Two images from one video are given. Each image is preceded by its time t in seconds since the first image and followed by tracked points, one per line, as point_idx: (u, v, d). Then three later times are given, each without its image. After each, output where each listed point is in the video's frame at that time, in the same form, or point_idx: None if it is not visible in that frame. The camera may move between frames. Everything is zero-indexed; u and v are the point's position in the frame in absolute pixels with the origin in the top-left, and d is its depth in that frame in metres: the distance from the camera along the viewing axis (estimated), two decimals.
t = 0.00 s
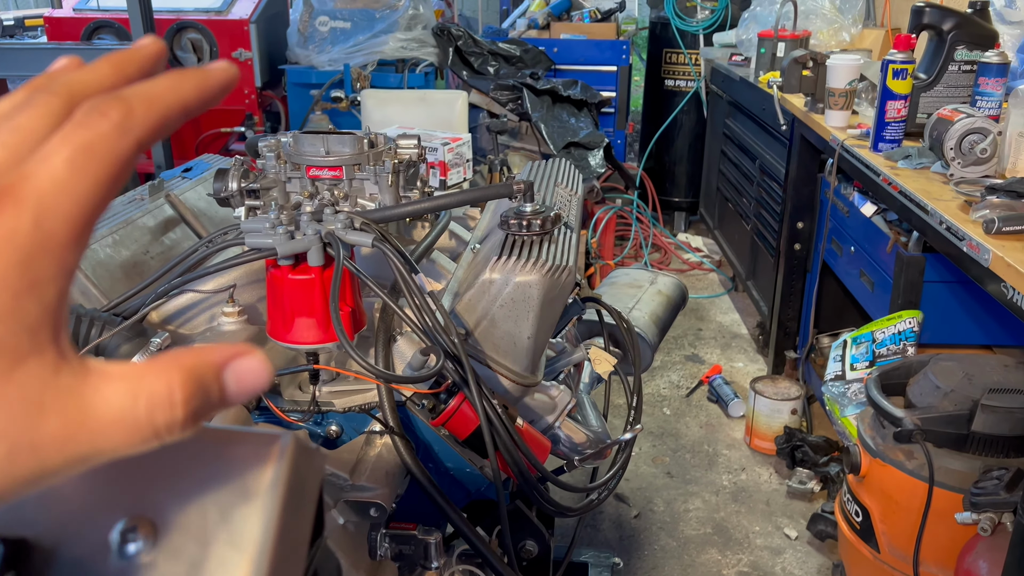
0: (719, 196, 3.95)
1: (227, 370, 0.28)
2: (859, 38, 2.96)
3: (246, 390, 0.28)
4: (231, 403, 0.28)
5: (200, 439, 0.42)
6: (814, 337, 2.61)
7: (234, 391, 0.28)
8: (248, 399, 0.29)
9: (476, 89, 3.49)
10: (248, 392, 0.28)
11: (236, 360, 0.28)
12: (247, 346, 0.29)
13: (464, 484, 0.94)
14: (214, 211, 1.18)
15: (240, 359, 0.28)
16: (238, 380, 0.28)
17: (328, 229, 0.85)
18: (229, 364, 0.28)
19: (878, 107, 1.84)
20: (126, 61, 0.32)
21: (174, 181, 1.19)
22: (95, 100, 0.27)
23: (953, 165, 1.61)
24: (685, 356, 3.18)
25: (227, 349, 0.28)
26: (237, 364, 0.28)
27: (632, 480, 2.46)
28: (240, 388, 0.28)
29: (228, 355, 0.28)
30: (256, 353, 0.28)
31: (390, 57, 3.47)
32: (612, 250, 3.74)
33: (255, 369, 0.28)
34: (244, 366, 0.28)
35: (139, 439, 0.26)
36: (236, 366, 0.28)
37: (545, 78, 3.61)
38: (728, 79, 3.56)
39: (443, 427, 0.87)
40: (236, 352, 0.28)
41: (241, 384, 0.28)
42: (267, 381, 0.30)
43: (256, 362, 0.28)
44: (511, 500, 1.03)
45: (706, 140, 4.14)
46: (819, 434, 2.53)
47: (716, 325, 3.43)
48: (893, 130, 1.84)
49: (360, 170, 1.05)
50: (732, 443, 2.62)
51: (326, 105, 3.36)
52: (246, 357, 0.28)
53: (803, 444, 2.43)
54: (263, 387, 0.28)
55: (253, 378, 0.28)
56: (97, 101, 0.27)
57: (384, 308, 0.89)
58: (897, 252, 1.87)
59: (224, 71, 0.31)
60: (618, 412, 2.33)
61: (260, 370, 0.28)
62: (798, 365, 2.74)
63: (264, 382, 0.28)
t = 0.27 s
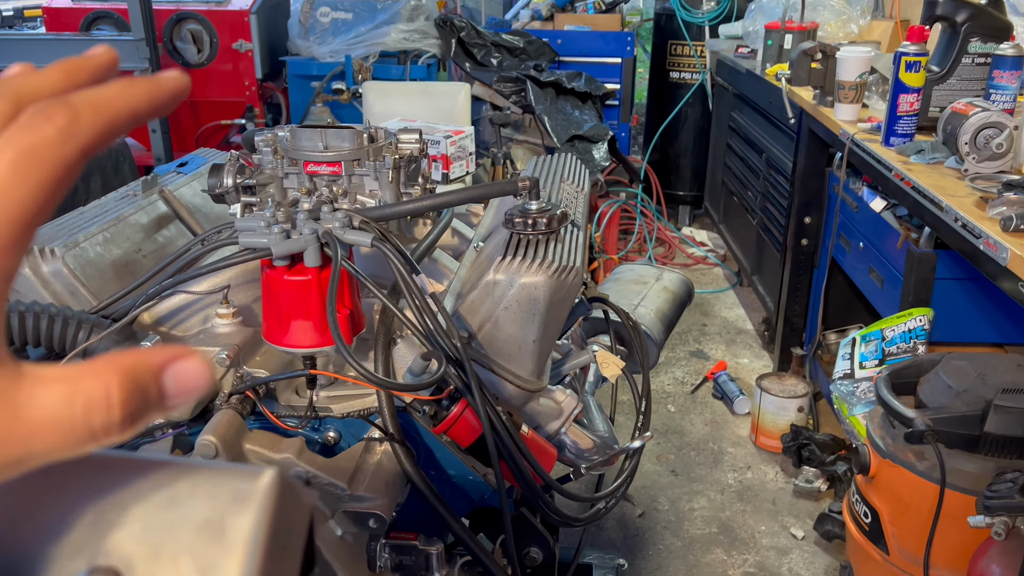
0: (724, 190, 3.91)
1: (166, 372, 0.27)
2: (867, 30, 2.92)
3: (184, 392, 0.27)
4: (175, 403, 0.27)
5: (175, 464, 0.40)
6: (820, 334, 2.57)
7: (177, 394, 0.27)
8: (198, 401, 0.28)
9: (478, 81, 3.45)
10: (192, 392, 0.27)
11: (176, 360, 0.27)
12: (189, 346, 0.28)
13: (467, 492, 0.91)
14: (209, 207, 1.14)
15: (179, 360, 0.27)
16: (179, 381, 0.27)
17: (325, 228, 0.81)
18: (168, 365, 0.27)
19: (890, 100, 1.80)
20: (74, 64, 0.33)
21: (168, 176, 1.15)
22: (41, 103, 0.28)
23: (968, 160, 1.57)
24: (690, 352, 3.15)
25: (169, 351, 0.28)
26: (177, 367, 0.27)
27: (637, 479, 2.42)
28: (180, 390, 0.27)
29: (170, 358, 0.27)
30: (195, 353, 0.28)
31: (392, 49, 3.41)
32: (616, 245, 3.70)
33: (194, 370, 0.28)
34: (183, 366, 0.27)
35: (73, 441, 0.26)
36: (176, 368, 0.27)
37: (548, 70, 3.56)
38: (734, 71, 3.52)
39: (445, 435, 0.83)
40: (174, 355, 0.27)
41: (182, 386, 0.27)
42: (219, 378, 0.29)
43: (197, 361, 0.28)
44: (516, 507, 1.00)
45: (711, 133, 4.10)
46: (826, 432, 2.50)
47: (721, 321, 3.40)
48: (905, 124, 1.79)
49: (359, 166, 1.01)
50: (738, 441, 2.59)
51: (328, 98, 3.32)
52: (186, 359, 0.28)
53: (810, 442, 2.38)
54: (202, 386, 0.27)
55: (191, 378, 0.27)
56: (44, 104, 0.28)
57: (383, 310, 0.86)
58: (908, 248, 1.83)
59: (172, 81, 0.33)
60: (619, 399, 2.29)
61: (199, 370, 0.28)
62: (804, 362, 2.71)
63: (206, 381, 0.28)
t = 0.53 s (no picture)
0: (738, 182, 3.85)
1: (127, 414, 0.33)
2: (887, 19, 2.85)
3: (144, 432, 0.33)
4: (130, 449, 0.33)
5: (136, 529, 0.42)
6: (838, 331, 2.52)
7: (134, 437, 0.33)
8: (146, 447, 0.34)
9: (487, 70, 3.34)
10: (148, 438, 0.33)
11: (141, 409, 0.33)
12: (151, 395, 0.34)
13: (482, 506, 0.85)
14: (212, 202, 1.09)
15: (140, 405, 0.33)
16: (138, 426, 0.33)
17: (334, 229, 0.76)
18: (130, 409, 0.33)
19: (918, 92, 1.74)
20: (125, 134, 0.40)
21: (170, 170, 1.10)
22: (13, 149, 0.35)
23: (1000, 155, 1.51)
24: (702, 348, 3.10)
25: (130, 397, 0.34)
26: (137, 412, 0.33)
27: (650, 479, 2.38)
28: (138, 432, 0.33)
29: (132, 404, 0.33)
30: (157, 400, 0.34)
31: (401, 37, 3.38)
32: (628, 238, 3.65)
33: (151, 415, 0.33)
34: (143, 413, 0.33)
35: (36, 482, 0.30)
36: (137, 413, 0.33)
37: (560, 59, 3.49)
38: (749, 61, 3.45)
39: (460, 450, 0.78)
40: (138, 400, 0.33)
41: (141, 430, 0.33)
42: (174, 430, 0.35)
43: (160, 412, 0.34)
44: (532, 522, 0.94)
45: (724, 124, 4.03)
46: (843, 431, 2.44)
47: (734, 316, 3.34)
48: (933, 117, 1.73)
49: (370, 160, 0.96)
50: (752, 440, 2.54)
51: (335, 87, 3.28)
52: (147, 405, 0.34)
53: (827, 442, 2.32)
54: (161, 433, 0.33)
55: (152, 423, 0.33)
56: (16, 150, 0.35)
57: (395, 316, 0.80)
58: (933, 245, 1.77)
59: (144, 133, 0.41)
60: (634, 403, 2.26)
61: (160, 417, 0.34)
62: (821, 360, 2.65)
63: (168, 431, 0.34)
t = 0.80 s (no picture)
0: (761, 181, 3.78)
1: (157, 517, 0.35)
2: (919, 16, 2.74)
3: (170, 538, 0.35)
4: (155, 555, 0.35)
5: None
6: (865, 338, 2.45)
7: (152, 543, 0.35)
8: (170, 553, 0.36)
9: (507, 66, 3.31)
10: (177, 540, 0.35)
11: (176, 510, 0.35)
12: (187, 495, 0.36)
13: (501, 542, 0.82)
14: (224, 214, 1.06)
15: (169, 508, 0.35)
16: (168, 526, 0.35)
17: (347, 252, 0.71)
18: (160, 512, 0.35)
19: (956, 96, 1.67)
20: (204, 172, 0.43)
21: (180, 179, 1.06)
22: (76, 185, 0.36)
23: None
24: (723, 352, 3.04)
25: (164, 498, 0.36)
26: (165, 517, 0.35)
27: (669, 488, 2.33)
28: (167, 532, 0.35)
29: (163, 508, 0.35)
30: (191, 502, 0.36)
31: (420, 32, 3.30)
32: (648, 238, 3.59)
33: (179, 519, 0.35)
34: (175, 516, 0.35)
35: None
36: (163, 518, 0.35)
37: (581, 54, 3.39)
38: (774, 58, 3.37)
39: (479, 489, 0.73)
40: (168, 507, 0.35)
41: (167, 536, 0.35)
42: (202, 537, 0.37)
43: (191, 517, 0.36)
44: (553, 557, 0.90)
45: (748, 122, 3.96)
46: (868, 441, 2.38)
47: (756, 319, 3.28)
48: (971, 122, 1.66)
49: (386, 174, 0.91)
50: (774, 449, 2.49)
51: (353, 82, 3.24)
52: (174, 512, 0.36)
53: (851, 453, 2.26)
54: (189, 541, 0.35)
55: (183, 526, 0.35)
56: (80, 186, 0.36)
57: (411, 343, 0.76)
58: (967, 254, 1.70)
59: (220, 173, 0.44)
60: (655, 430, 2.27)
61: (189, 522, 0.35)
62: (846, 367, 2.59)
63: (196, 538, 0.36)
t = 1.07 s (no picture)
0: (797, 176, 3.70)
1: (101, 543, 0.26)
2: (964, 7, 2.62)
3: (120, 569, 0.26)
4: None
5: None
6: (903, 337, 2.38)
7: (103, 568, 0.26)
8: None
9: (539, 55, 3.25)
10: None
11: (128, 534, 0.26)
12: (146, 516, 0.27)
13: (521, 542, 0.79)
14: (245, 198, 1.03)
15: (123, 534, 0.26)
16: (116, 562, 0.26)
17: (365, 237, 0.68)
18: (105, 536, 0.26)
19: (1006, 86, 1.60)
20: (171, 127, 0.33)
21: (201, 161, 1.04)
22: None
23: None
24: (756, 349, 2.99)
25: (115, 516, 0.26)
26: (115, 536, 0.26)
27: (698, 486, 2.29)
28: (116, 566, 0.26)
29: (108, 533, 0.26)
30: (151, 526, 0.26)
31: (452, 21, 3.30)
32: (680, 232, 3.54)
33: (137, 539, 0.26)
34: (125, 544, 0.26)
35: None
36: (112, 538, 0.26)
37: (614, 44, 3.38)
38: (814, 50, 3.29)
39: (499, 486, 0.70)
40: (116, 523, 0.26)
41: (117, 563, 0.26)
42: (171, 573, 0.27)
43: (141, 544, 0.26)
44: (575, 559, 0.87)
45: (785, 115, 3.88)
46: (905, 444, 2.32)
47: (790, 316, 3.22)
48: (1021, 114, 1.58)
49: (409, 158, 0.88)
50: (807, 449, 2.43)
51: (384, 70, 3.21)
52: (132, 529, 0.26)
53: (887, 455, 2.19)
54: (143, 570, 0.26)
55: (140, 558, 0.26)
56: None
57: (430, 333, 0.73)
58: (1015, 252, 1.63)
59: (190, 131, 0.34)
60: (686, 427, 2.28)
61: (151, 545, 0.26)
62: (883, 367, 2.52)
63: None
